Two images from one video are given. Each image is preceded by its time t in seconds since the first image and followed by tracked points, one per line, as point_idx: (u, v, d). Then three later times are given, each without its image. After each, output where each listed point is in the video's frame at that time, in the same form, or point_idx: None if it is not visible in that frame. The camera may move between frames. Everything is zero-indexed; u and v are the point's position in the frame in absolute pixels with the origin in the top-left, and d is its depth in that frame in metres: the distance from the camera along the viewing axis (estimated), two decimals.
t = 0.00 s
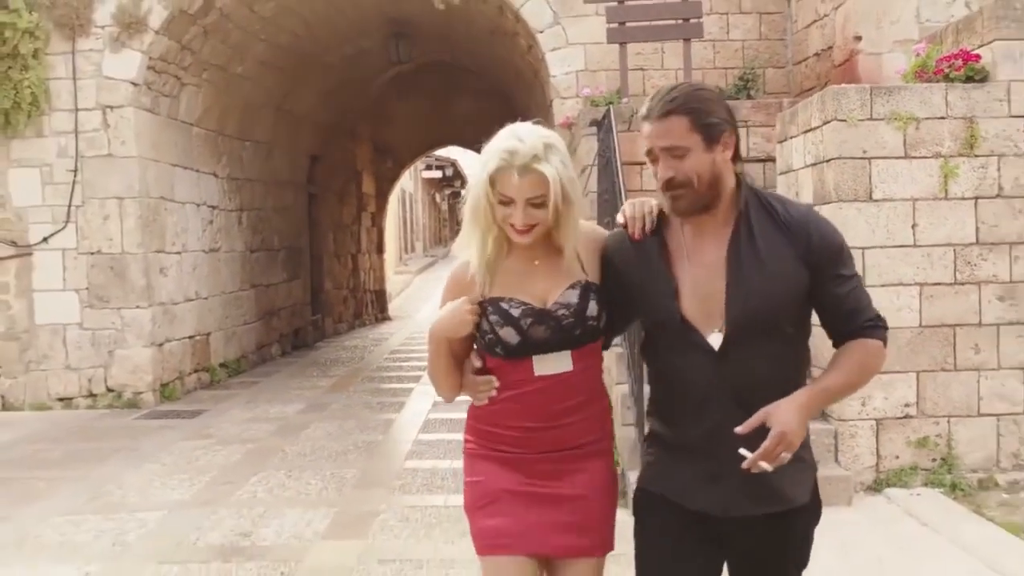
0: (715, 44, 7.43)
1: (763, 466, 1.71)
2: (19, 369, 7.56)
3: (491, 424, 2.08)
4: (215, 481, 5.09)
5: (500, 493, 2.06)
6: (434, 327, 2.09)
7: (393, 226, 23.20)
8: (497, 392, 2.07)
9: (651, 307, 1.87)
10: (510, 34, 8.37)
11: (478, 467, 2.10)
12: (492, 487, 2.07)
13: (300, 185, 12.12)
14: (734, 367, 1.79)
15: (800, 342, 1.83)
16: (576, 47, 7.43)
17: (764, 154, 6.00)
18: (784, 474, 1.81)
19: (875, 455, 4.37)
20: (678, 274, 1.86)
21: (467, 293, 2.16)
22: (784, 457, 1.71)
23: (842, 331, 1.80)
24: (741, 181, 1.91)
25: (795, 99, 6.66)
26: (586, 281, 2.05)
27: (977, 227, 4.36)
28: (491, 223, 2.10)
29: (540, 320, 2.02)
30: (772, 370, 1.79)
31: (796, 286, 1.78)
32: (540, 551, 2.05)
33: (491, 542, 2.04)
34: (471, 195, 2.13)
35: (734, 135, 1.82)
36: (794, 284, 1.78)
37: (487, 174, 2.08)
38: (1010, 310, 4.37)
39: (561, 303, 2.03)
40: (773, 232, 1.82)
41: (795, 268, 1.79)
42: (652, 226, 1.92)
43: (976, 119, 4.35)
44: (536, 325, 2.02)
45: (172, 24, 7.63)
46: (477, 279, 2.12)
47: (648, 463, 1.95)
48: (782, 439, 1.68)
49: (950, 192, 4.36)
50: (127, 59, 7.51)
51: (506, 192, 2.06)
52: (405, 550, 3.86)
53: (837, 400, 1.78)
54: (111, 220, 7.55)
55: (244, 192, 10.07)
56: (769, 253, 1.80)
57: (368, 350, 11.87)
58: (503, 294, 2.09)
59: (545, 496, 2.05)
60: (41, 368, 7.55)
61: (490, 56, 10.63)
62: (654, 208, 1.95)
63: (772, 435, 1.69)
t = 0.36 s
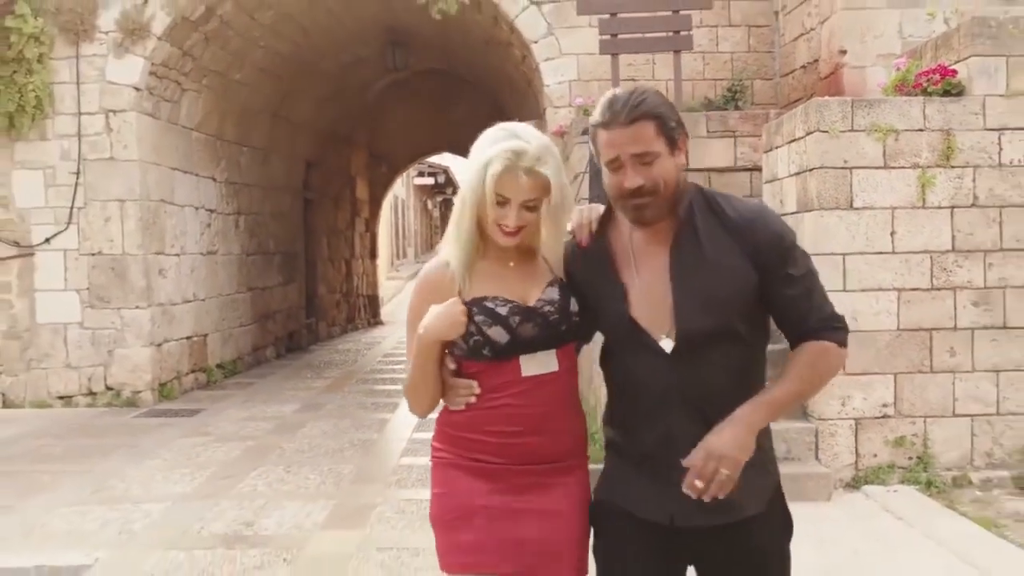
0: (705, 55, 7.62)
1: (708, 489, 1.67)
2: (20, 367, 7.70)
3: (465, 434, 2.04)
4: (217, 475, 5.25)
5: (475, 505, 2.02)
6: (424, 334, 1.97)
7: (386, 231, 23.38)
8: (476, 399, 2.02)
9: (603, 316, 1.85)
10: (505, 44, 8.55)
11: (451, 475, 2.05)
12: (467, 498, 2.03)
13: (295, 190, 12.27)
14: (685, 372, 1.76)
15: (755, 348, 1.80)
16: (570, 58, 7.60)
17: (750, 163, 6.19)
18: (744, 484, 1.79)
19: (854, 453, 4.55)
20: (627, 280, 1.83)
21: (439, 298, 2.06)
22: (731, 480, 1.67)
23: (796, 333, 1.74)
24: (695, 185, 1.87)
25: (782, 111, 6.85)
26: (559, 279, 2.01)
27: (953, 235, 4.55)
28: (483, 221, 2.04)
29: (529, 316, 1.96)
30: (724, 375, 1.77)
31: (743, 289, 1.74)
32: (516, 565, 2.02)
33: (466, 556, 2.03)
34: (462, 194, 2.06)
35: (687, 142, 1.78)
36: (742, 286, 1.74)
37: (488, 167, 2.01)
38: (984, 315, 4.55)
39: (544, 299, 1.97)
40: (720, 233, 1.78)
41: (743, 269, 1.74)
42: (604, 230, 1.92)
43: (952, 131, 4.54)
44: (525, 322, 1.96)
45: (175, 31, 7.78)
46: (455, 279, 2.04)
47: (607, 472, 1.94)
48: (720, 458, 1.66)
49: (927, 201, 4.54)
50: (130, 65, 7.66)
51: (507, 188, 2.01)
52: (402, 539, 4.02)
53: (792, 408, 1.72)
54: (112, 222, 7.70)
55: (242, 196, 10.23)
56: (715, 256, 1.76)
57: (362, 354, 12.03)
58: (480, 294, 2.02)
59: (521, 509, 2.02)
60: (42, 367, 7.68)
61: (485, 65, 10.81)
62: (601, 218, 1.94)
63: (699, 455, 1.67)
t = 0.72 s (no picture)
0: (712, 75, 7.82)
1: (706, 481, 1.62)
2: (39, 371, 7.88)
3: (460, 456, 2.05)
4: (232, 477, 5.42)
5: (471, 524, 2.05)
6: (428, 364, 1.90)
7: (396, 244, 23.63)
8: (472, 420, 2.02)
9: (587, 323, 1.88)
10: (516, 61, 8.75)
11: (450, 496, 2.07)
12: (467, 520, 2.05)
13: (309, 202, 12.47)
14: (669, 379, 1.78)
15: (744, 355, 1.80)
16: (579, 77, 7.76)
17: (754, 181, 6.36)
18: (733, 496, 1.79)
19: (849, 464, 4.70)
20: (612, 288, 1.86)
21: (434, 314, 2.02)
22: (729, 474, 1.63)
23: (785, 337, 1.73)
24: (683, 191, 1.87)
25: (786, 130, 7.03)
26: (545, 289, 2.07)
27: (948, 253, 4.70)
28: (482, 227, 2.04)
29: (527, 332, 1.98)
30: (710, 381, 1.77)
31: (727, 294, 1.74)
32: None
33: None
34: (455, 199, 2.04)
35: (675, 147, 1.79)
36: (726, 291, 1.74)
37: (490, 169, 2.00)
38: (977, 331, 4.71)
39: (539, 312, 2.01)
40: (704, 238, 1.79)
41: (727, 273, 1.75)
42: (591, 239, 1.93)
43: (947, 153, 4.70)
44: (523, 339, 1.98)
45: (195, 45, 8.00)
46: (453, 293, 2.02)
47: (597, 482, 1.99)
48: (722, 449, 1.62)
49: (923, 221, 4.70)
50: (151, 78, 7.87)
51: (511, 187, 2.02)
52: (412, 540, 4.18)
53: (786, 408, 1.70)
54: (131, 231, 7.89)
55: (257, 207, 10.43)
56: (699, 262, 1.77)
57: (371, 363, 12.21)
58: (479, 311, 2.02)
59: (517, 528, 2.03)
60: (60, 371, 7.87)
61: (497, 82, 11.00)
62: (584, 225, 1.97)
63: (703, 442, 1.64)
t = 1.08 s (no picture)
0: (721, 95, 8.02)
1: (741, 547, 1.51)
2: (60, 375, 8.07)
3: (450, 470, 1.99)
4: (249, 480, 5.59)
5: (459, 539, 1.97)
6: (404, 367, 1.95)
7: (409, 255, 23.91)
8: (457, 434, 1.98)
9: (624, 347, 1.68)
10: (529, 78, 8.94)
11: (438, 510, 2.00)
12: (455, 537, 1.97)
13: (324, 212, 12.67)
14: (712, 419, 1.60)
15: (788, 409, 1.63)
16: (591, 95, 7.95)
17: (760, 199, 6.52)
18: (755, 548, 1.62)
19: (848, 476, 4.84)
20: (657, 311, 1.67)
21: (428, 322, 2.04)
22: (766, 542, 1.51)
23: (830, 401, 1.60)
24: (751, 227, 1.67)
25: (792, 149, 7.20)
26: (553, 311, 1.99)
27: (945, 272, 4.86)
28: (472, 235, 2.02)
29: (513, 356, 1.94)
30: (753, 428, 1.60)
31: (783, 345, 1.58)
32: None
33: None
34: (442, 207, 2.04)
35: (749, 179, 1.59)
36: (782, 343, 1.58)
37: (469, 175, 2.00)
38: (973, 347, 4.86)
39: (533, 336, 1.95)
40: (765, 280, 1.61)
41: (787, 319, 1.59)
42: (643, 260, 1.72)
43: (946, 176, 4.85)
44: (508, 362, 1.93)
45: (216, 59, 8.22)
46: (447, 304, 2.02)
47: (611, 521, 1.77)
48: (761, 517, 1.50)
49: (921, 240, 4.85)
50: (173, 90, 8.08)
51: (485, 184, 2.00)
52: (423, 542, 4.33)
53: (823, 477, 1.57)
54: (152, 239, 8.09)
55: (274, 218, 10.62)
56: (754, 305, 1.60)
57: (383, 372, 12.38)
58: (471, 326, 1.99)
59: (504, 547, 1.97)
60: (80, 375, 8.05)
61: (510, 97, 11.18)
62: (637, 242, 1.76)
63: (744, 506, 1.52)
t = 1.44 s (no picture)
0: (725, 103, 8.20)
1: (822, 523, 1.53)
2: (76, 373, 8.24)
3: (432, 486, 1.87)
4: (262, 476, 5.76)
5: (439, 561, 1.84)
6: (380, 374, 1.90)
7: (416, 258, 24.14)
8: (439, 445, 1.88)
9: (641, 351, 1.64)
10: (536, 87, 9.12)
11: (419, 528, 1.88)
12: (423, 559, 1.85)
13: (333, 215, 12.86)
14: (737, 418, 1.59)
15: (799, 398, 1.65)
16: (597, 102, 8.13)
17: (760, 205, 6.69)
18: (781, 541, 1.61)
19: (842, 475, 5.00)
20: (676, 311, 1.64)
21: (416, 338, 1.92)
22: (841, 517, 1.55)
23: (846, 383, 1.65)
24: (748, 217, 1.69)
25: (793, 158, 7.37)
26: (549, 325, 1.86)
27: (937, 278, 5.02)
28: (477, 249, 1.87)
29: (499, 365, 1.82)
30: (775, 422, 1.61)
31: (806, 330, 1.61)
32: None
33: None
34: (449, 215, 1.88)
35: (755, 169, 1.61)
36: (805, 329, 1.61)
37: (488, 184, 1.84)
38: (963, 352, 5.02)
39: (520, 347, 1.84)
40: (779, 267, 1.63)
41: (806, 308, 1.61)
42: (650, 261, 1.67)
43: (938, 186, 5.02)
44: (493, 371, 1.82)
45: (231, 66, 8.42)
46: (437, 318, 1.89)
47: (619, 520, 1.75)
48: (839, 491, 1.53)
49: (914, 248, 5.02)
50: (189, 97, 8.26)
51: (523, 197, 1.86)
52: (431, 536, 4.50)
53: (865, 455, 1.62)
54: (167, 241, 8.28)
55: (285, 220, 10.81)
56: (777, 293, 1.61)
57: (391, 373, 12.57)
58: (459, 337, 1.87)
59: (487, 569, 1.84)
60: (96, 374, 8.23)
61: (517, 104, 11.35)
62: (639, 244, 1.71)
63: (822, 484, 1.54)
